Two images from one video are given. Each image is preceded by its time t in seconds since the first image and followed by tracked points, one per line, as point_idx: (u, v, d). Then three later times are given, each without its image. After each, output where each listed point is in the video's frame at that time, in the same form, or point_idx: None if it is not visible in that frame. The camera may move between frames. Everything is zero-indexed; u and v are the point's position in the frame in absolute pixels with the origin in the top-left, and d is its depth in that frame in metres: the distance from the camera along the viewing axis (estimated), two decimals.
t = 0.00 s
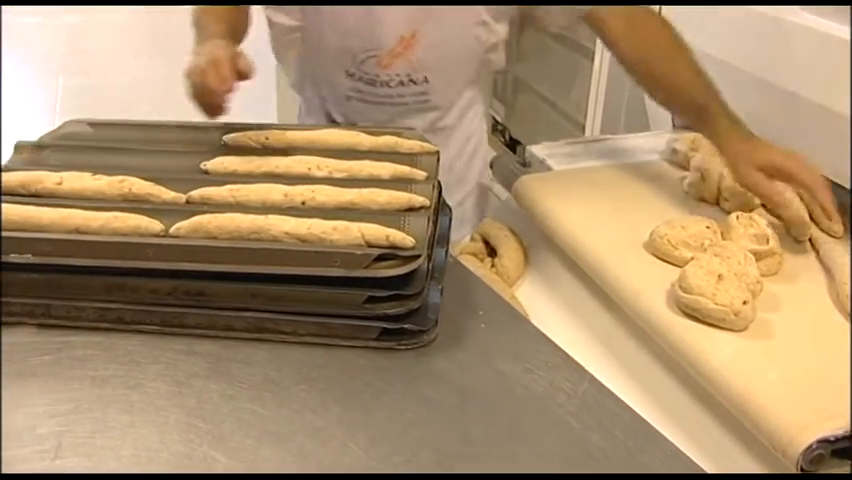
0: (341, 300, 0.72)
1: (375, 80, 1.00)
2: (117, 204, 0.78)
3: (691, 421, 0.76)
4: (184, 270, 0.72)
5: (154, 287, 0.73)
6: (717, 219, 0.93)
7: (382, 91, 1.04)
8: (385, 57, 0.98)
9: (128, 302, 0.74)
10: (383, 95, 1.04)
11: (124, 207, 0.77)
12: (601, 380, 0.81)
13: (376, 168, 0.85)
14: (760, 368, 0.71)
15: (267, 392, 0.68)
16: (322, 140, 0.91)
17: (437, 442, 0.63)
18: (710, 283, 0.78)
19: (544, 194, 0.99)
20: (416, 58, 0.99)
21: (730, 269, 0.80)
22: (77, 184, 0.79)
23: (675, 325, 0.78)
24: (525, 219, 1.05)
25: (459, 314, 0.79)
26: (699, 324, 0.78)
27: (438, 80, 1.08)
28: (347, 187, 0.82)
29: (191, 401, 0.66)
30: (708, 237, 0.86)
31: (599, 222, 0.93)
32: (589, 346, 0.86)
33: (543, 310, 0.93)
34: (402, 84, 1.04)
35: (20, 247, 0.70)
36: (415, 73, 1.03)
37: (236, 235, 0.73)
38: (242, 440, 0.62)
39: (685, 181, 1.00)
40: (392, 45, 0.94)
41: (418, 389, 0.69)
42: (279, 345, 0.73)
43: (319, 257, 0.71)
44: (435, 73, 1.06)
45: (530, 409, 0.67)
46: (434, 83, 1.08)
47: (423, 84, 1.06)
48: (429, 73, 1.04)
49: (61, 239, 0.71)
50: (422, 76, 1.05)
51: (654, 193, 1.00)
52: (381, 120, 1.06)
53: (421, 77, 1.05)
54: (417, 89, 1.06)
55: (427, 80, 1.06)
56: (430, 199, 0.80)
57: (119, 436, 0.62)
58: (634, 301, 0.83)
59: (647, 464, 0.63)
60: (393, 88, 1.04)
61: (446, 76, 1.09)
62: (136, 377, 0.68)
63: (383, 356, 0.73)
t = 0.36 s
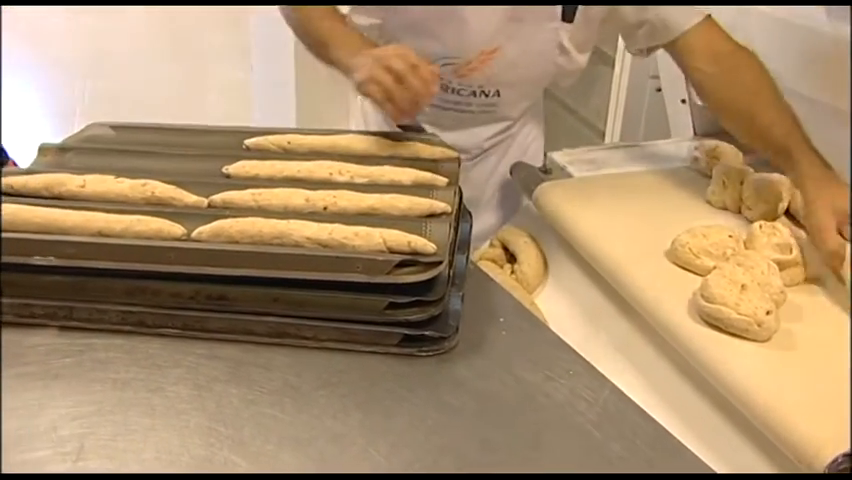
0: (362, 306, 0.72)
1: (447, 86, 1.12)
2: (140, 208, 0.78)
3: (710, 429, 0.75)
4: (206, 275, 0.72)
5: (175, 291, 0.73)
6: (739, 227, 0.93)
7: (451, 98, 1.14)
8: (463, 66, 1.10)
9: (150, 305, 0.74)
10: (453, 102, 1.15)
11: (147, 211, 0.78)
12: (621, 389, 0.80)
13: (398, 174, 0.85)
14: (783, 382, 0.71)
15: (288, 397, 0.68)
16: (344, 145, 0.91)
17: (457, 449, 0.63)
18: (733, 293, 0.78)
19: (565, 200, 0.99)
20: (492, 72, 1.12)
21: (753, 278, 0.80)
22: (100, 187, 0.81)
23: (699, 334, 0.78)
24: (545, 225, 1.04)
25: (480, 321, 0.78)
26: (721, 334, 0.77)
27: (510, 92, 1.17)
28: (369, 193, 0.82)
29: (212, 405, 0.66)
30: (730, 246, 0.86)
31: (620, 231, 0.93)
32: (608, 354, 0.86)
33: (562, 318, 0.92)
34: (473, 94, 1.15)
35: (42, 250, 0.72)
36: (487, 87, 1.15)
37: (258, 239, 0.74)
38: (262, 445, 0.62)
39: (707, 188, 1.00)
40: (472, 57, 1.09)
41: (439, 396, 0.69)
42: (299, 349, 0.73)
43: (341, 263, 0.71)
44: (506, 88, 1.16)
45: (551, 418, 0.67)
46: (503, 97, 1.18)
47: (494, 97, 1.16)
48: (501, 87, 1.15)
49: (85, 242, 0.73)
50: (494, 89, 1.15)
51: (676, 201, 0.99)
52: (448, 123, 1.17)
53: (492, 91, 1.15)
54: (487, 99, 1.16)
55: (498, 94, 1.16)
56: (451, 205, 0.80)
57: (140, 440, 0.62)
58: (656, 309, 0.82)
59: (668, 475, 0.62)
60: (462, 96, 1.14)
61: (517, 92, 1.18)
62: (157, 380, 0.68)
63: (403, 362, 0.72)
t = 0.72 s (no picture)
0: (385, 312, 0.72)
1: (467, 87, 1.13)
2: (164, 212, 0.78)
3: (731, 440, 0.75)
4: (230, 279, 0.72)
5: (199, 295, 0.73)
6: (762, 237, 0.92)
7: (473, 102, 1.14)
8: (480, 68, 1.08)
9: (174, 308, 0.74)
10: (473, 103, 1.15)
11: (171, 213, 0.78)
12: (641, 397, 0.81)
13: (420, 179, 0.85)
14: (806, 392, 0.70)
15: (310, 402, 0.68)
16: (365, 150, 0.91)
17: (479, 456, 0.63)
18: (758, 303, 0.78)
19: (587, 207, 0.98)
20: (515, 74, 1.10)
21: (776, 288, 0.80)
22: (124, 191, 0.81)
23: (722, 344, 0.77)
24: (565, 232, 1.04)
25: (502, 329, 0.78)
26: (743, 343, 0.77)
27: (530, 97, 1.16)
28: (392, 199, 0.82)
29: (235, 410, 0.67)
30: (753, 257, 0.86)
31: (642, 239, 0.93)
32: (630, 363, 0.86)
33: (583, 325, 0.94)
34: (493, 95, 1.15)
35: (67, 252, 0.73)
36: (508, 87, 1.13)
37: (280, 244, 0.73)
38: (285, 450, 0.63)
39: (728, 198, 0.99)
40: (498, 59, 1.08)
41: (460, 403, 0.69)
42: (321, 355, 0.73)
43: (363, 268, 0.71)
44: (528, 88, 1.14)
45: (574, 427, 0.67)
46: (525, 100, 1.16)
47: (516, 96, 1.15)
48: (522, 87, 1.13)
49: (110, 245, 0.73)
50: (514, 88, 1.13)
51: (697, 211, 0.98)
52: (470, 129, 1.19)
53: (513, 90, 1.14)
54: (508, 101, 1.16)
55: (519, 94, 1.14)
56: (474, 212, 0.80)
57: (164, 444, 0.62)
58: (678, 318, 0.82)
59: None
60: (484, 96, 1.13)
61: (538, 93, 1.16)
62: (181, 384, 0.69)
63: (426, 369, 0.72)
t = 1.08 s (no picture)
0: (406, 314, 0.72)
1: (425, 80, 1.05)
2: (185, 210, 0.79)
3: (750, 445, 0.74)
4: (251, 278, 0.72)
5: (220, 293, 0.74)
6: (784, 244, 0.92)
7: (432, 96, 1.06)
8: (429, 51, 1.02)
9: (195, 307, 0.74)
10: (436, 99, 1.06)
11: (192, 212, 0.78)
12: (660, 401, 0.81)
13: (441, 182, 0.85)
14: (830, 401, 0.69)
15: (330, 403, 0.68)
16: (386, 151, 0.91)
17: (498, 458, 0.63)
18: (779, 310, 0.77)
19: (607, 211, 0.98)
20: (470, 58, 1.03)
21: (799, 295, 0.79)
22: (146, 189, 0.81)
23: (741, 349, 0.77)
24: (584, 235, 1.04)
25: (522, 331, 0.78)
26: (765, 350, 0.77)
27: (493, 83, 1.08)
28: (413, 201, 0.82)
29: (255, 408, 0.67)
30: (774, 263, 0.85)
31: (663, 243, 0.92)
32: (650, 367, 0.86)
33: (599, 327, 0.93)
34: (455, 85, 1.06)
35: (90, 251, 0.73)
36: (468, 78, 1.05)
37: (302, 244, 0.73)
38: (305, 450, 0.63)
39: (750, 203, 0.99)
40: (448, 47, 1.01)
41: (480, 405, 0.69)
42: (341, 356, 0.73)
43: (384, 269, 0.71)
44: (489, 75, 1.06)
45: (594, 431, 0.67)
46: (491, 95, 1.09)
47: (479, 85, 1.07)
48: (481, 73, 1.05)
49: (132, 244, 0.73)
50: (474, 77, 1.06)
51: (718, 215, 0.98)
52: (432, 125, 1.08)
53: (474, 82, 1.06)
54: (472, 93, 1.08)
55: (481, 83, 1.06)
56: (494, 215, 0.80)
57: (185, 442, 0.63)
58: (699, 324, 0.81)
59: None
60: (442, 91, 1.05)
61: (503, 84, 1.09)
62: (202, 382, 0.69)
63: (445, 371, 0.72)
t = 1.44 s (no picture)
0: (427, 320, 0.73)
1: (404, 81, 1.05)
2: (208, 214, 0.79)
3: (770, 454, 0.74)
4: (273, 283, 0.72)
5: (242, 297, 0.74)
6: (806, 254, 0.91)
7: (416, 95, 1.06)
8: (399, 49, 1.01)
9: (217, 310, 0.75)
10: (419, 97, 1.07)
11: (215, 215, 0.79)
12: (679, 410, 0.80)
13: (462, 188, 0.85)
14: None
15: (350, 407, 0.68)
16: (406, 157, 0.91)
17: (518, 465, 0.63)
18: (801, 320, 0.76)
19: (627, 219, 0.98)
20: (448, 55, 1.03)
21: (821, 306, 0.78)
22: (169, 192, 0.82)
23: (761, 360, 0.77)
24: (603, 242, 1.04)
25: (542, 339, 0.78)
26: (787, 360, 0.76)
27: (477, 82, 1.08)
28: (434, 207, 0.83)
29: (276, 412, 0.67)
30: (796, 273, 0.85)
31: (683, 251, 0.92)
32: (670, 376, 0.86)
33: (617, 333, 0.93)
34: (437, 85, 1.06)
35: (113, 253, 0.74)
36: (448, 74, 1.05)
37: (324, 249, 0.73)
38: (326, 454, 0.63)
39: (772, 213, 0.98)
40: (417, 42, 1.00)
41: (500, 412, 0.69)
42: (363, 360, 0.74)
43: (406, 275, 0.71)
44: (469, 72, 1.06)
45: (614, 439, 0.66)
46: (473, 91, 1.09)
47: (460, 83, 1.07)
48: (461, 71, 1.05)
49: (155, 247, 0.74)
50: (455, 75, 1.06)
51: (740, 224, 0.98)
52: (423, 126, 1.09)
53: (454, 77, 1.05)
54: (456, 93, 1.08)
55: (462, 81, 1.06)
56: (515, 222, 0.80)
57: (206, 445, 0.63)
58: (719, 333, 0.81)
59: None
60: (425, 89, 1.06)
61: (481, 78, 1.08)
62: (224, 386, 0.70)
63: (466, 378, 0.73)
